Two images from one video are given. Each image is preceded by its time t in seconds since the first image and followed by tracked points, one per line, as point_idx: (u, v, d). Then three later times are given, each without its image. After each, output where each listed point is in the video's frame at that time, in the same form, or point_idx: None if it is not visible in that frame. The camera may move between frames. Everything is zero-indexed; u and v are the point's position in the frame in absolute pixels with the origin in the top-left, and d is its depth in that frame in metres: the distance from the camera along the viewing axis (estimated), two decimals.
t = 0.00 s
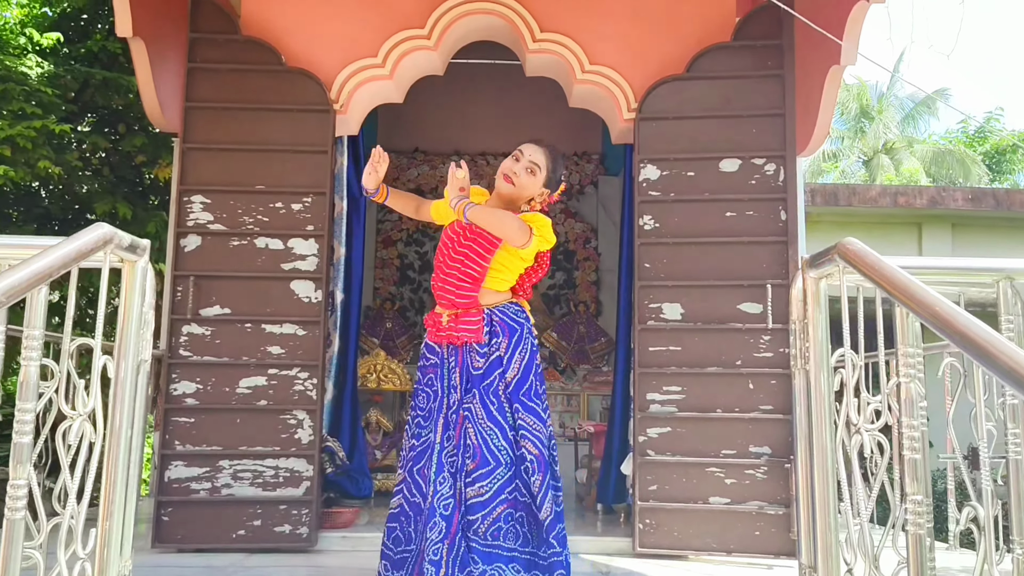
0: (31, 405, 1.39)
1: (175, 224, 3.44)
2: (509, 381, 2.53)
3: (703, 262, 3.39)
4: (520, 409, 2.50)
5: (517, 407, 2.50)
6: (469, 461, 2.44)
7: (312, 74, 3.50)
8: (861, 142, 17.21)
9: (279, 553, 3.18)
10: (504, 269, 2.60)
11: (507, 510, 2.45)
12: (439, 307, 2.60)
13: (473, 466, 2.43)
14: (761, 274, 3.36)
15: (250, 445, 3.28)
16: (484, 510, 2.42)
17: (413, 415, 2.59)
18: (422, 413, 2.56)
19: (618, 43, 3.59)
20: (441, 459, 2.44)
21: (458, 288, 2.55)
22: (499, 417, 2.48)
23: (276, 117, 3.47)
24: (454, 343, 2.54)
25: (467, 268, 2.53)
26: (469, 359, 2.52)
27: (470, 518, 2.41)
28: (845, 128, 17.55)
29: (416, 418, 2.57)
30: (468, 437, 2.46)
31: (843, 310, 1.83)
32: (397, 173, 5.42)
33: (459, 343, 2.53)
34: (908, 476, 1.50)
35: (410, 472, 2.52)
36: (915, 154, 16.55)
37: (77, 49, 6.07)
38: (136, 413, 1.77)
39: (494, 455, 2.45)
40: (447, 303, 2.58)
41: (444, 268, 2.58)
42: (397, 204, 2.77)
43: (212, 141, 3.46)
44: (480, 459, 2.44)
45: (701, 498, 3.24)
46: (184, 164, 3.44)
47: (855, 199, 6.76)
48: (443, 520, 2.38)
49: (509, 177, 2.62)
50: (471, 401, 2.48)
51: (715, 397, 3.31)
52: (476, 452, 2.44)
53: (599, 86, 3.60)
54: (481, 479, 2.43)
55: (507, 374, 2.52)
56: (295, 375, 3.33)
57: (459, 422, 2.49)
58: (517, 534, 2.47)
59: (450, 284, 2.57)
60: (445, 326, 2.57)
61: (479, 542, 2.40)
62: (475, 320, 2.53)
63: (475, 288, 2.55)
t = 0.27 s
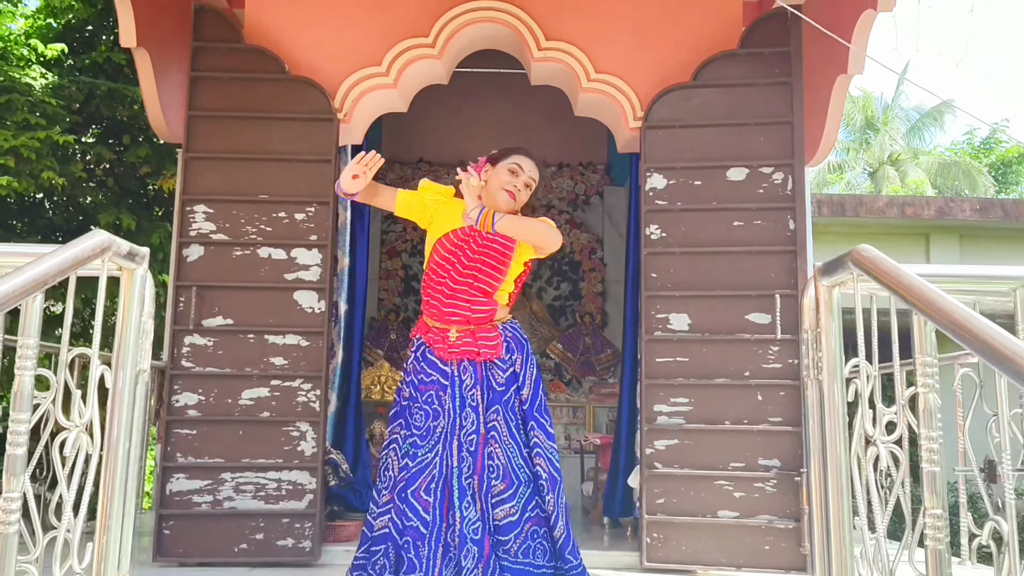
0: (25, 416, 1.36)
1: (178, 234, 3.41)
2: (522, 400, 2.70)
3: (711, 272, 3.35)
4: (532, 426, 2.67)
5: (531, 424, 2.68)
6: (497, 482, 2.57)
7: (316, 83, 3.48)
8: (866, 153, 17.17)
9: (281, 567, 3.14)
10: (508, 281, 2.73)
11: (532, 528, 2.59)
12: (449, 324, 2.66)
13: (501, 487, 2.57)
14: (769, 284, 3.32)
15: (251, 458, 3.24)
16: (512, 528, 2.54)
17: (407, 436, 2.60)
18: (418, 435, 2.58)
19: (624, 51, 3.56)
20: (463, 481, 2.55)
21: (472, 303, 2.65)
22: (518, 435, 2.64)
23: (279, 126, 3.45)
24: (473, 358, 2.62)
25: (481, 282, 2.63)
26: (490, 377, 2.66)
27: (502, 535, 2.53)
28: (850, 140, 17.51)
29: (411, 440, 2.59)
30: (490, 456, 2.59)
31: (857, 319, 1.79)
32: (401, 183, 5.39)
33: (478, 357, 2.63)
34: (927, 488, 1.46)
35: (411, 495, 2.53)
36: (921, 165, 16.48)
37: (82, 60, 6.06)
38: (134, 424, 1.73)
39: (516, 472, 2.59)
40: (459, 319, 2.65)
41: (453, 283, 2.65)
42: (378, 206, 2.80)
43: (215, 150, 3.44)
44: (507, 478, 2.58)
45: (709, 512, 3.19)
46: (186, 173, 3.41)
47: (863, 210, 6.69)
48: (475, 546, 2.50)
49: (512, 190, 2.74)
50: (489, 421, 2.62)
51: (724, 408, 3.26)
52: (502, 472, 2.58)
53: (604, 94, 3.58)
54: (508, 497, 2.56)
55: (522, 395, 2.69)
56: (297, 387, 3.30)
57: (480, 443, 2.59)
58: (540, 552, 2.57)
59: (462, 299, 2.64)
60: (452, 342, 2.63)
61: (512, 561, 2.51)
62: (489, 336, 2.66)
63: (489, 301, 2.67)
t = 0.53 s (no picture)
0: (47, 426, 1.37)
1: (190, 244, 3.43)
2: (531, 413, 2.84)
3: (721, 281, 3.36)
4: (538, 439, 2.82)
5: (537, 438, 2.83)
6: (506, 489, 2.68)
7: (327, 94, 3.50)
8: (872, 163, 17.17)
9: None
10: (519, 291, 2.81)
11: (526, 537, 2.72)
12: (461, 328, 2.69)
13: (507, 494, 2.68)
14: (779, 294, 3.32)
15: (262, 468, 3.25)
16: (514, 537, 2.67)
17: (431, 420, 2.59)
18: (445, 419, 2.59)
19: (633, 62, 3.58)
20: (481, 484, 2.63)
21: (489, 310, 2.71)
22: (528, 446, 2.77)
23: (291, 136, 3.48)
24: (485, 362, 2.67)
25: (497, 287, 2.71)
26: (502, 384, 2.71)
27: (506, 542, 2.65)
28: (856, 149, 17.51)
29: (436, 425, 2.59)
30: (503, 464, 2.68)
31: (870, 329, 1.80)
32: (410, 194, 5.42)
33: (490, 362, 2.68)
34: (944, 498, 1.46)
35: (433, 478, 2.55)
36: (927, 174, 16.47)
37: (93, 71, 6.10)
38: (153, 435, 1.74)
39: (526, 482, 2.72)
40: (475, 326, 2.69)
41: (470, 289, 2.70)
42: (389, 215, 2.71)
43: (227, 161, 3.46)
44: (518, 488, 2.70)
45: (720, 522, 3.19)
46: (198, 184, 3.44)
47: (870, 219, 6.67)
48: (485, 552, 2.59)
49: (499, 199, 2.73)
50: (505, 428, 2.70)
51: (734, 418, 3.26)
52: (512, 482, 2.69)
53: (614, 104, 3.59)
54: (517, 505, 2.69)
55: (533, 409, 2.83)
56: (309, 396, 3.31)
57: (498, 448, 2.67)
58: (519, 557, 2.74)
59: (478, 305, 2.70)
60: (470, 345, 2.67)
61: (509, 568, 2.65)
62: (501, 344, 2.72)
63: (503, 309, 2.74)
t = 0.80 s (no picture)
0: (87, 433, 1.41)
1: (208, 254, 3.49)
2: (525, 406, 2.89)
3: (732, 292, 3.40)
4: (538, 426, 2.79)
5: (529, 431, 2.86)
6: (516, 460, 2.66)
7: (342, 107, 3.56)
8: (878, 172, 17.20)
9: None
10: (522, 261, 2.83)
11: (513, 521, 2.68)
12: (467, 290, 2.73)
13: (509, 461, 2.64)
14: (790, 304, 3.36)
15: (279, 475, 3.29)
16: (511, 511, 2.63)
17: (471, 358, 2.57)
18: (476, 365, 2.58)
19: (644, 74, 3.63)
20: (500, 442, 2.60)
21: (493, 273, 2.74)
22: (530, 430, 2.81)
23: (307, 149, 3.53)
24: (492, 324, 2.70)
25: (502, 249, 2.72)
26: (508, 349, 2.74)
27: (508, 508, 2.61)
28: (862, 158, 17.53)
29: (475, 365, 2.58)
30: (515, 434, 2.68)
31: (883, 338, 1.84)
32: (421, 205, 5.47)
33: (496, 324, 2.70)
34: (957, 504, 1.50)
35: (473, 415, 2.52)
36: (933, 184, 16.47)
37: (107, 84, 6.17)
38: (180, 442, 1.79)
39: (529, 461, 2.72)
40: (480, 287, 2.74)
41: (473, 252, 2.74)
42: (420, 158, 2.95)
43: (244, 173, 3.52)
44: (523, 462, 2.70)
45: (732, 530, 3.22)
46: (217, 196, 3.49)
47: (878, 229, 6.67)
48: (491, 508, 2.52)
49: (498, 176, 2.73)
50: (509, 398, 2.71)
51: (746, 426, 3.29)
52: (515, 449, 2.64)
53: (625, 117, 3.64)
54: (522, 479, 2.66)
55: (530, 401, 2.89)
56: (325, 405, 3.35)
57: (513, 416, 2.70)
58: (507, 536, 2.65)
59: (481, 267, 2.73)
60: (475, 306, 2.71)
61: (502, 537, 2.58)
62: (505, 307, 2.75)
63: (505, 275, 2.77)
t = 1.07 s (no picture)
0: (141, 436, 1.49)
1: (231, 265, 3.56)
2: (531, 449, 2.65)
3: (746, 301, 3.46)
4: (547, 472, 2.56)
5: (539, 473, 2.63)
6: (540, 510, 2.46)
7: (362, 120, 3.63)
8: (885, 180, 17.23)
9: None
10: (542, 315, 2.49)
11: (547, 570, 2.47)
12: (482, 351, 2.41)
13: (546, 531, 2.42)
14: (803, 313, 3.42)
15: (301, 481, 3.35)
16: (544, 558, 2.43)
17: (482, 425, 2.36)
18: (490, 468, 2.31)
19: (658, 87, 3.70)
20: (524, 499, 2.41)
21: (509, 329, 2.43)
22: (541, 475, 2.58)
23: (328, 161, 3.61)
24: (508, 391, 2.38)
25: (518, 306, 2.42)
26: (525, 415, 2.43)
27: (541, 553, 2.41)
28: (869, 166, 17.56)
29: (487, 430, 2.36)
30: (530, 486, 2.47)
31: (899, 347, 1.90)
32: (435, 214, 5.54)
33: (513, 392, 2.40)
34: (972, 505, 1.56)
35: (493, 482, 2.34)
36: (941, 191, 16.50)
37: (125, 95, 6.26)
38: (221, 447, 1.86)
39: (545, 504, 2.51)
40: (496, 346, 2.41)
41: (488, 307, 2.43)
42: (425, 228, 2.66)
43: (267, 185, 3.59)
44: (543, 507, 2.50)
45: (747, 535, 3.27)
46: (240, 207, 3.57)
47: (887, 238, 6.71)
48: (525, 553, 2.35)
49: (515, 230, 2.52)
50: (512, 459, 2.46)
51: (760, 433, 3.35)
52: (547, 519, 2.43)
53: (639, 129, 3.71)
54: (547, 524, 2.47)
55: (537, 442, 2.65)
56: (346, 412, 3.42)
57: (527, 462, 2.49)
58: None
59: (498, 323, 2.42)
60: (490, 370, 2.38)
61: None
62: (524, 372, 2.43)
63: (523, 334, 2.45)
